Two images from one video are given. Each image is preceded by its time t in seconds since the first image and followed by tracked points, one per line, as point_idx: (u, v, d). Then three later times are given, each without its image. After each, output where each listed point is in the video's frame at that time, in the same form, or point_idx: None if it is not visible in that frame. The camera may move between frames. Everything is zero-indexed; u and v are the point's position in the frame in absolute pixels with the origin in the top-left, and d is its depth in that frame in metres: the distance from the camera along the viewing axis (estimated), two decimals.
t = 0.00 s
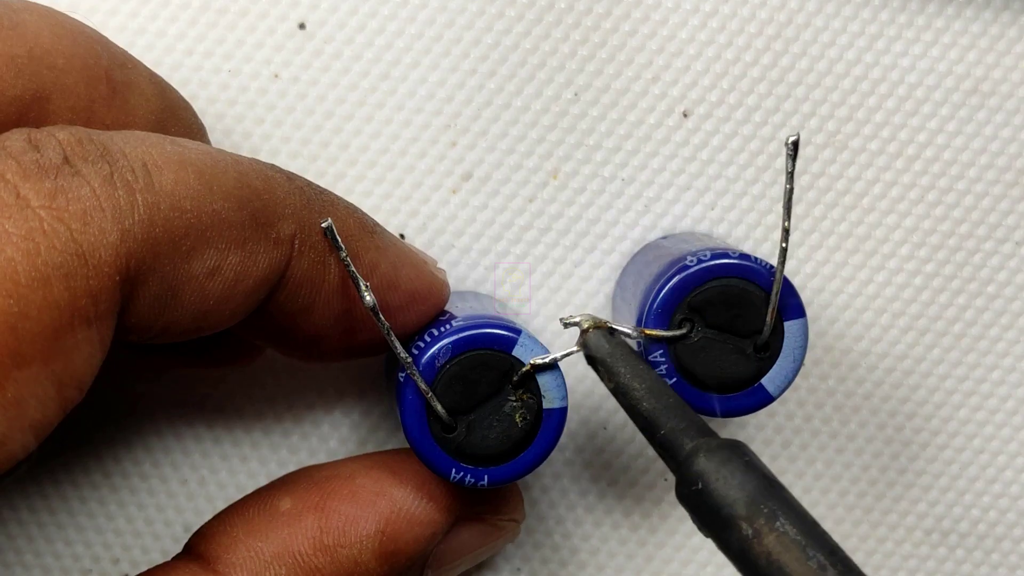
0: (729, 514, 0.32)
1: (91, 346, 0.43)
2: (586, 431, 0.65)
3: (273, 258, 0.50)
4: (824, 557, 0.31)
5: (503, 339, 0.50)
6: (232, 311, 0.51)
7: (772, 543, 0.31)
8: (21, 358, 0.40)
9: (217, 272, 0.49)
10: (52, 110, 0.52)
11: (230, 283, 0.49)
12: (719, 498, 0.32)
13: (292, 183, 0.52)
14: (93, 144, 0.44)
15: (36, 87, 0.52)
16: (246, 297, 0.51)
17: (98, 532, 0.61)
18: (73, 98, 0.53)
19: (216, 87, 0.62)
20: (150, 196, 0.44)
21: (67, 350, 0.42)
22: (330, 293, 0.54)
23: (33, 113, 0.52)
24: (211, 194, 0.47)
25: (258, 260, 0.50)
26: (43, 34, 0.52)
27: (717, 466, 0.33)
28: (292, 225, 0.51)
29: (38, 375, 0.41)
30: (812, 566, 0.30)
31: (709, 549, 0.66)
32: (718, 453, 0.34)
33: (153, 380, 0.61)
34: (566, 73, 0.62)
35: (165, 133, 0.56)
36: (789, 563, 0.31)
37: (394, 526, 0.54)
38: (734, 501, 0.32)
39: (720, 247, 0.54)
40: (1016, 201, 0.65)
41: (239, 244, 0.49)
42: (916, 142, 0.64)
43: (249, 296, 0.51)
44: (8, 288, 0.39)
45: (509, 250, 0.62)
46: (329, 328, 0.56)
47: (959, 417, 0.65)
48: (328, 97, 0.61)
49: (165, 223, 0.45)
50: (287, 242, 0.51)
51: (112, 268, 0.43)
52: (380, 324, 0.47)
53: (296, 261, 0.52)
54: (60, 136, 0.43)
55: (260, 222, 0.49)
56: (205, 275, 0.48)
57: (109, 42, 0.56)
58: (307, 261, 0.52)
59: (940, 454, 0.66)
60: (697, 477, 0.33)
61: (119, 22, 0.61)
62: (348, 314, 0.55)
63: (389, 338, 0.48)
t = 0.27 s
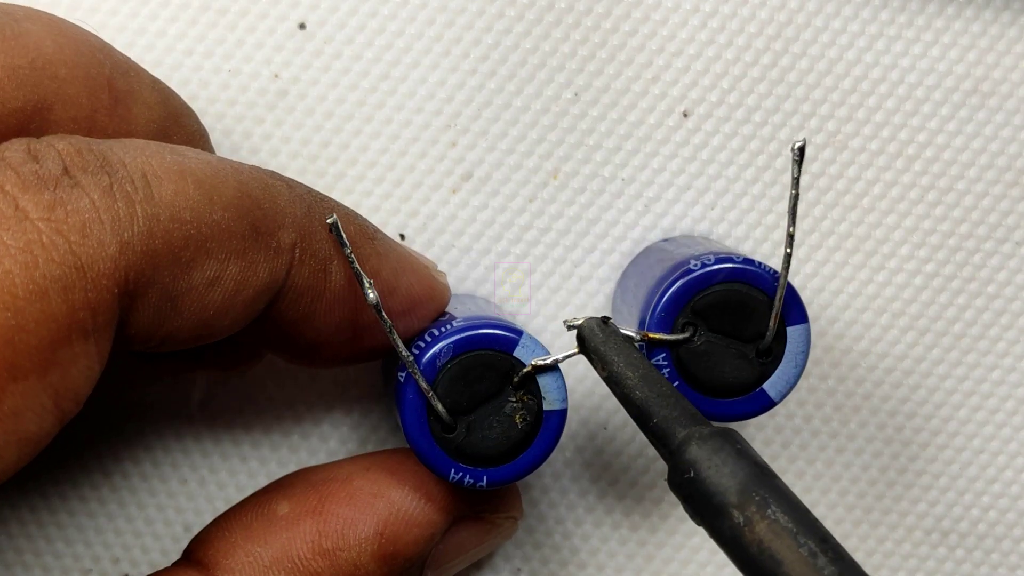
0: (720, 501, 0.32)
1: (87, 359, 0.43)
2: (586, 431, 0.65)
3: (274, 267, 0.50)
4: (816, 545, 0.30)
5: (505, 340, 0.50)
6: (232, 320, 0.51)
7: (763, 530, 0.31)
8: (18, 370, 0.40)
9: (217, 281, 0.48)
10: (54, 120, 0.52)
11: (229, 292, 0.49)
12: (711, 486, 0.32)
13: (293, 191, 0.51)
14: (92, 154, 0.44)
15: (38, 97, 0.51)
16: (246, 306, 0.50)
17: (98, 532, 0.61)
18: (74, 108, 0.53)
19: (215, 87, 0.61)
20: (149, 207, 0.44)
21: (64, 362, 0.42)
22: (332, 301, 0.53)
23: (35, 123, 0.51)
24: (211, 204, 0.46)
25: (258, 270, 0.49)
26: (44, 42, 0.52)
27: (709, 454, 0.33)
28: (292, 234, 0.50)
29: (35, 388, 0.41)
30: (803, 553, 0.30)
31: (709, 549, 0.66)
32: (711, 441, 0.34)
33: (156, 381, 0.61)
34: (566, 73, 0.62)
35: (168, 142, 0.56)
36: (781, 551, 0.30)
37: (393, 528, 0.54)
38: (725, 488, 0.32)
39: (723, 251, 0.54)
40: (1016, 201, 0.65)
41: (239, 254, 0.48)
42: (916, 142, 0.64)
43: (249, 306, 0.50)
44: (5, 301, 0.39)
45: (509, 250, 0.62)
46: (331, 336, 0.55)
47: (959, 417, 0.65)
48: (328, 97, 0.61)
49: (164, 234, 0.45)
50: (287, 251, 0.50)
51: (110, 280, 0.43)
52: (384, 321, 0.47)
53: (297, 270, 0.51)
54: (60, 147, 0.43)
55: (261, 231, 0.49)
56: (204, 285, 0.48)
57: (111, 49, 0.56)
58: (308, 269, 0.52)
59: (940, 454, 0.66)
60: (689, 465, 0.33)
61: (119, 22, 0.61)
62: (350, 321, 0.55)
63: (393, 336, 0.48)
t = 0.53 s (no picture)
0: (720, 515, 0.32)
1: (75, 367, 0.43)
2: (587, 431, 0.65)
3: (266, 266, 0.50)
4: (817, 559, 0.30)
5: (504, 334, 0.50)
6: (225, 323, 0.50)
7: (764, 544, 0.30)
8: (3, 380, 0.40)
9: (209, 285, 0.48)
10: (42, 123, 0.53)
11: (222, 295, 0.49)
12: (710, 500, 0.32)
13: (282, 188, 0.51)
14: (79, 161, 0.44)
15: (25, 100, 0.52)
16: (240, 308, 0.50)
17: (98, 532, 0.61)
18: (63, 111, 0.53)
19: (216, 87, 0.61)
20: (136, 212, 0.44)
21: (51, 370, 0.42)
22: (329, 294, 0.53)
23: (23, 125, 0.52)
24: (199, 207, 0.46)
25: (249, 271, 0.49)
26: (31, 44, 0.52)
27: (708, 467, 0.33)
28: (282, 233, 0.50)
29: (22, 397, 0.41)
30: (805, 567, 0.29)
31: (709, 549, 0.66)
32: (711, 455, 0.34)
33: (151, 376, 0.60)
34: (566, 73, 0.62)
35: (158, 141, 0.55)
36: (780, 564, 0.30)
37: (368, 521, 0.53)
38: (725, 502, 0.32)
39: (723, 251, 0.54)
40: (1016, 201, 0.65)
41: (230, 256, 0.48)
42: (915, 142, 0.64)
43: (242, 307, 0.50)
44: None
45: (509, 250, 0.62)
46: (330, 329, 0.55)
47: (959, 417, 0.66)
48: (328, 97, 0.61)
49: (152, 239, 0.45)
50: (279, 250, 0.50)
51: (97, 288, 0.43)
52: (391, 292, 0.47)
53: (289, 267, 0.51)
54: (46, 154, 0.43)
55: (250, 232, 0.49)
56: (196, 289, 0.47)
57: (102, 51, 0.56)
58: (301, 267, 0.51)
59: (940, 454, 0.66)
60: (689, 478, 0.33)
61: (119, 22, 0.61)
62: (348, 313, 0.54)
63: (396, 307, 0.47)
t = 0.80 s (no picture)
0: (773, 490, 0.31)
1: (68, 337, 0.43)
2: (587, 431, 0.64)
3: (258, 228, 0.50)
4: (874, 535, 0.29)
5: (505, 296, 0.48)
6: (221, 288, 0.50)
7: (818, 520, 0.29)
8: None
9: (203, 248, 0.48)
10: (27, 90, 0.53)
11: (217, 258, 0.49)
12: (762, 474, 0.31)
13: (272, 148, 0.51)
14: (65, 130, 0.43)
15: (11, 67, 0.52)
16: (236, 271, 0.50)
17: (98, 532, 0.62)
18: (47, 76, 0.53)
19: (215, 87, 0.61)
20: (125, 177, 0.44)
21: (43, 341, 0.41)
22: (324, 252, 0.53)
23: (8, 93, 0.52)
24: (188, 170, 0.46)
25: (242, 232, 0.49)
26: (15, 13, 0.53)
27: (761, 442, 0.32)
28: (274, 193, 0.50)
29: (15, 369, 0.41)
30: (861, 544, 0.29)
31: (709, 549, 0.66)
32: (761, 428, 0.32)
33: (153, 370, 0.61)
34: (566, 73, 0.61)
35: (144, 104, 0.55)
36: (837, 542, 0.29)
37: (356, 484, 0.53)
38: (778, 477, 0.31)
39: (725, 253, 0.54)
40: (1016, 201, 0.65)
41: (222, 217, 0.48)
42: (916, 142, 0.63)
43: (236, 271, 0.50)
44: None
45: (509, 251, 0.62)
46: (327, 286, 0.55)
47: (959, 417, 0.65)
48: (327, 97, 0.61)
49: (142, 202, 0.44)
50: (271, 211, 0.50)
51: (87, 257, 0.42)
52: (401, 239, 0.45)
53: (283, 228, 0.51)
54: (31, 124, 0.42)
55: (242, 193, 0.48)
56: (190, 253, 0.47)
57: (87, 17, 0.56)
58: (294, 226, 0.51)
59: (941, 454, 0.66)
60: (739, 452, 0.32)
61: (118, 22, 0.61)
62: (344, 270, 0.54)
63: (403, 254, 0.45)
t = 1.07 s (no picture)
0: (749, 486, 0.31)
1: (75, 331, 0.43)
2: (587, 431, 0.65)
3: (262, 220, 0.50)
4: (848, 530, 0.29)
5: (510, 287, 0.48)
6: (227, 280, 0.51)
7: (794, 515, 0.30)
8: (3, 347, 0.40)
9: (208, 241, 0.48)
10: (30, 84, 0.53)
11: (222, 250, 0.49)
12: (739, 471, 0.31)
13: (275, 140, 0.51)
14: (69, 125, 0.43)
15: (13, 61, 0.52)
16: (241, 263, 0.50)
17: (98, 532, 0.62)
18: (51, 69, 0.54)
19: (216, 87, 0.61)
20: (129, 171, 0.44)
21: (50, 336, 0.42)
22: (329, 243, 0.53)
23: (12, 87, 0.53)
24: (192, 162, 0.46)
25: (247, 224, 0.49)
26: (17, 8, 0.53)
27: (738, 439, 0.32)
28: (277, 185, 0.50)
29: (21, 363, 0.41)
30: (836, 539, 0.29)
31: (709, 549, 0.66)
32: (739, 426, 0.33)
33: (154, 368, 0.62)
34: (566, 73, 0.62)
35: (147, 97, 0.55)
36: (812, 537, 0.29)
37: (356, 475, 0.53)
38: (755, 473, 0.31)
39: (726, 250, 0.54)
40: (1016, 201, 0.65)
41: (226, 210, 0.48)
42: (916, 142, 0.63)
43: (241, 263, 0.50)
44: None
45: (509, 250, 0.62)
46: (331, 276, 0.55)
47: (959, 417, 0.65)
48: (328, 97, 0.61)
49: (146, 196, 0.45)
50: (275, 202, 0.50)
51: (93, 251, 0.43)
52: (408, 229, 0.45)
53: (287, 219, 0.51)
54: (36, 120, 0.43)
55: (245, 186, 0.49)
56: (195, 246, 0.48)
57: (88, 11, 0.56)
58: (299, 217, 0.52)
59: (941, 453, 0.66)
60: (716, 450, 0.32)
61: (119, 22, 0.61)
62: (349, 261, 0.54)
63: (409, 242, 0.45)
